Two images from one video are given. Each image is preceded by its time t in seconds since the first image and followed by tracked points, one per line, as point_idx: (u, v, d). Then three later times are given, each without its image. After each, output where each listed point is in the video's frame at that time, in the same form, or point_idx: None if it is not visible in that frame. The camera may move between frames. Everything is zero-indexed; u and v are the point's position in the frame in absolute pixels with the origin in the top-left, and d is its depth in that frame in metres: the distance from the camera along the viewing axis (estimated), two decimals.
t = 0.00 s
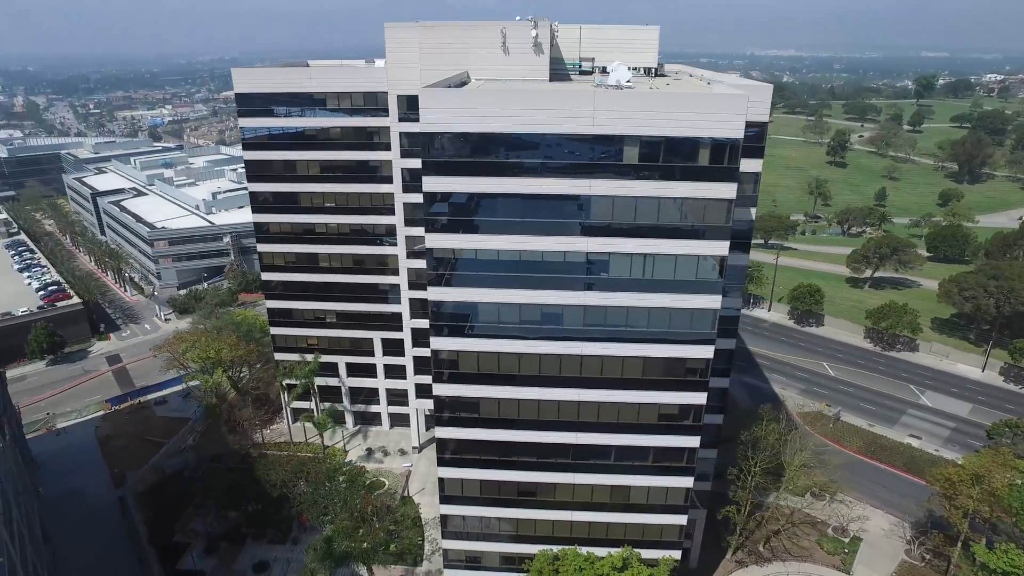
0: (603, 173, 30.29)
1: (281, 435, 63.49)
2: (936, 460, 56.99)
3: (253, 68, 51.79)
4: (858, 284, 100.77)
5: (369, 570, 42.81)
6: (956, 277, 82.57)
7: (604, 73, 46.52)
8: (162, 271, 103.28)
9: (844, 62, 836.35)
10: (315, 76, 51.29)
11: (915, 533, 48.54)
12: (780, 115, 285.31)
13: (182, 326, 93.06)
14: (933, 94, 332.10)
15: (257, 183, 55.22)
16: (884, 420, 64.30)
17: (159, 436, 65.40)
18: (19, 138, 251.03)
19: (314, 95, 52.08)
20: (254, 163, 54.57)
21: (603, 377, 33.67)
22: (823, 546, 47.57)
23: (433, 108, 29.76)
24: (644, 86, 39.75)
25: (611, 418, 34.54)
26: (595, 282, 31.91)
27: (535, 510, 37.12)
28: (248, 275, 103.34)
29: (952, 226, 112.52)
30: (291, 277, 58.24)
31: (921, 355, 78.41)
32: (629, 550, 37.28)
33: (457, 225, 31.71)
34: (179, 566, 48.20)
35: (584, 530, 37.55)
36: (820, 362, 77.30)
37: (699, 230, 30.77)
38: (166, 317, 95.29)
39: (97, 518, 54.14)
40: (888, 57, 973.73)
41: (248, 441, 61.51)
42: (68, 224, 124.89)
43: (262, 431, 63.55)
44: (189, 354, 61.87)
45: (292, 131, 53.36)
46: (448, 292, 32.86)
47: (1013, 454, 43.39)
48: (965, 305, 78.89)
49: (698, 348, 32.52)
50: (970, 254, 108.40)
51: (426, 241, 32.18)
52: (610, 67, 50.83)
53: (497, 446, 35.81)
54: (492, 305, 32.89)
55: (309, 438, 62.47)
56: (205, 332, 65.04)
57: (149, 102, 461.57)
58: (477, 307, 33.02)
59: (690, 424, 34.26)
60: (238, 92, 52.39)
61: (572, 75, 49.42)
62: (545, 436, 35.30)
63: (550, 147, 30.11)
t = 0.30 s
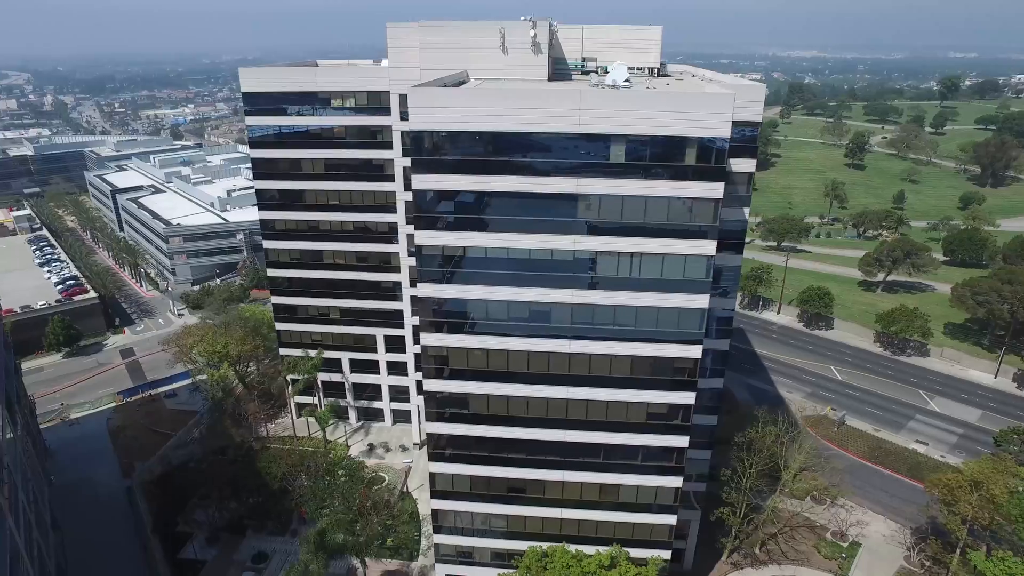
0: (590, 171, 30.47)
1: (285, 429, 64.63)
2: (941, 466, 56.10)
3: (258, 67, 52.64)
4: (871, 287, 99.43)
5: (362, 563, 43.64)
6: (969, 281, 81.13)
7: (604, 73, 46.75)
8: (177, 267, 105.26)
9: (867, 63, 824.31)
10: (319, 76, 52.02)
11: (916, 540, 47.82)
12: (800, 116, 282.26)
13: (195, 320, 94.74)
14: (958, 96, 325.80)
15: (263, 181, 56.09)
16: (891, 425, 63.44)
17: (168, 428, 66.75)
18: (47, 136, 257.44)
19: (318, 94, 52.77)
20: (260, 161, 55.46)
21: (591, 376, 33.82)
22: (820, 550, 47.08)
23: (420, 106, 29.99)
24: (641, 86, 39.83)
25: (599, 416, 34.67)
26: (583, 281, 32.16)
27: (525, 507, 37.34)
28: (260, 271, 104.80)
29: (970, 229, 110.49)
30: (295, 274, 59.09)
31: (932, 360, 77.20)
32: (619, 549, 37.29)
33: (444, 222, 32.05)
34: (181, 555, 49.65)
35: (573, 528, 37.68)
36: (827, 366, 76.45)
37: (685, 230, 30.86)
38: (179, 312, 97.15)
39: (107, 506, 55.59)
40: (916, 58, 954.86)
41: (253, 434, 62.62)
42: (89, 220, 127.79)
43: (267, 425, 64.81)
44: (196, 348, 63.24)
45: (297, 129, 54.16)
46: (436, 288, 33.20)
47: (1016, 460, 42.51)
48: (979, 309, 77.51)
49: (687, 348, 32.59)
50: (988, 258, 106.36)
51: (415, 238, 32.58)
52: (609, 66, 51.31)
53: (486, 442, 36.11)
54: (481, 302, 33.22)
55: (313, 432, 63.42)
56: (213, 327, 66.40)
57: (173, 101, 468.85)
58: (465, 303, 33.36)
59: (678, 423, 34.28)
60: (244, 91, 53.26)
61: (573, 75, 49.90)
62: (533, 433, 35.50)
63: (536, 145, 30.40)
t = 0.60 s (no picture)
0: (575, 169, 30.67)
1: (288, 424, 65.63)
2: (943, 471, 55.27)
3: (263, 67, 53.49)
4: (881, 291, 98.18)
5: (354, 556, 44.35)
6: (981, 285, 79.78)
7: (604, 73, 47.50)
8: (190, 263, 107.02)
9: (890, 63, 812.33)
10: (322, 75, 52.73)
11: (914, 545, 47.16)
12: (818, 117, 278.96)
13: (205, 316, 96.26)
14: (981, 97, 319.63)
15: (267, 179, 56.97)
16: (894, 429, 62.69)
17: (175, 421, 68.05)
18: (70, 134, 262.54)
19: (321, 93, 53.46)
20: (264, 159, 56.35)
21: (577, 373, 34.02)
22: (815, 553, 46.64)
23: (408, 105, 30.37)
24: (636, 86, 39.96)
25: (586, 414, 34.85)
26: (569, 279, 32.39)
27: (513, 503, 37.62)
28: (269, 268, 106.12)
29: (986, 232, 108.48)
30: (298, 270, 59.88)
31: (940, 364, 76.09)
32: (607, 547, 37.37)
33: (432, 219, 32.44)
34: (181, 545, 50.64)
35: (562, 525, 37.86)
36: (833, 369, 75.69)
37: (671, 229, 30.93)
38: (191, 308, 98.76)
39: (112, 496, 56.86)
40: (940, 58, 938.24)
41: (257, 428, 63.64)
42: (106, 217, 130.31)
43: (270, 419, 65.87)
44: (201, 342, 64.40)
45: (300, 128, 54.93)
46: (423, 284, 33.58)
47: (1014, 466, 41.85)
48: (990, 313, 76.21)
49: (673, 346, 32.66)
50: (1004, 262, 104.38)
51: (404, 235, 33.03)
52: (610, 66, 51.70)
53: (475, 438, 36.48)
54: (468, 299, 33.56)
55: (315, 427, 64.34)
56: (219, 321, 67.56)
57: (193, 100, 475.60)
58: (453, 299, 33.72)
59: (665, 422, 34.34)
60: (249, 90, 54.14)
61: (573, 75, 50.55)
62: (521, 429, 35.76)
63: (522, 144, 30.65)
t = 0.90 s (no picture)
0: (562, 168, 30.94)
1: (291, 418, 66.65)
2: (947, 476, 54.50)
3: (268, 66, 54.37)
4: (893, 294, 96.86)
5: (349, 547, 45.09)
6: (993, 289, 78.44)
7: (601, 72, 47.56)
8: (202, 259, 108.76)
9: (913, 64, 798.93)
10: (325, 75, 53.48)
11: (912, 550, 46.59)
12: (836, 119, 275.41)
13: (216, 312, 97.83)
14: (1006, 98, 313.38)
15: (272, 176, 57.88)
16: (898, 433, 61.96)
17: (182, 414, 69.37)
18: (93, 133, 267.19)
19: (324, 92, 54.20)
20: (269, 157, 57.29)
21: (565, 371, 34.25)
22: (811, 557, 46.22)
23: (397, 104, 30.88)
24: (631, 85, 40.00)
25: (573, 411, 35.03)
26: (557, 277, 32.65)
27: (503, 498, 37.92)
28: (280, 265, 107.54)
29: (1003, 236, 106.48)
30: (302, 266, 60.69)
31: (950, 369, 74.96)
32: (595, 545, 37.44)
33: (421, 217, 32.91)
34: (183, 535, 51.67)
35: (551, 522, 38.05)
36: (839, 372, 74.92)
37: (657, 227, 31.07)
38: (202, 304, 100.36)
39: (118, 485, 58.13)
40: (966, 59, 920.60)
41: (260, 422, 64.68)
42: (123, 214, 132.87)
43: (274, 414, 66.89)
44: (208, 337, 65.62)
45: (304, 127, 55.70)
46: (413, 281, 34.07)
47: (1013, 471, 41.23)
48: (1001, 318, 74.92)
49: (659, 345, 32.76)
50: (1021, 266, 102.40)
51: (394, 232, 33.55)
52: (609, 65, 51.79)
53: (464, 433, 36.88)
54: (457, 296, 33.95)
55: (317, 422, 65.24)
56: (226, 317, 68.78)
57: (213, 99, 482.29)
58: (443, 296, 34.14)
59: (652, 421, 34.42)
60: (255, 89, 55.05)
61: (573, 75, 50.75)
62: (509, 426, 36.09)
63: (508, 142, 30.99)
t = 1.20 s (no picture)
0: (548, 166, 31.21)
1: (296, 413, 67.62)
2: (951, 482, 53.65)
3: (275, 65, 55.31)
4: (906, 297, 95.46)
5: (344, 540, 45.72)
6: (1007, 293, 77.02)
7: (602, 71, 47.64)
8: (216, 256, 110.44)
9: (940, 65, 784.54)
10: (330, 75, 54.28)
11: (911, 556, 45.99)
12: (856, 120, 271.59)
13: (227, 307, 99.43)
14: None
15: (278, 174, 58.86)
16: (903, 438, 61.14)
17: (191, 406, 70.72)
18: (116, 131, 273.78)
19: (329, 91, 55.00)
20: (275, 155, 58.29)
21: (553, 368, 34.47)
22: (807, 560, 45.82)
23: (386, 102, 31.38)
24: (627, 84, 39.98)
25: (562, 408, 35.23)
26: (544, 274, 32.89)
27: (493, 494, 38.23)
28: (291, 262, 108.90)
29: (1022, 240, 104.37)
30: (307, 263, 61.59)
31: (960, 374, 73.74)
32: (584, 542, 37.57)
33: (411, 214, 33.41)
34: (186, 524, 52.77)
35: (541, 518, 38.29)
36: (846, 375, 74.06)
37: (643, 226, 31.20)
38: (215, 299, 101.98)
39: (126, 476, 59.43)
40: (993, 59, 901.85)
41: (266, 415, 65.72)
42: (142, 211, 135.58)
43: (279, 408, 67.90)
44: (216, 331, 66.77)
45: (310, 125, 56.51)
46: (403, 277, 34.54)
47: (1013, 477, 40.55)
48: (1015, 322, 73.54)
49: (646, 343, 32.86)
50: None
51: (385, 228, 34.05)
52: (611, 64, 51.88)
53: (455, 429, 37.27)
54: (447, 292, 34.37)
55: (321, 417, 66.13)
56: (234, 312, 69.91)
57: (234, 99, 489.36)
58: (433, 292, 34.57)
59: (640, 419, 34.51)
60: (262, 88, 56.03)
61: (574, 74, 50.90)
62: (498, 421, 36.42)
63: (496, 140, 31.32)
